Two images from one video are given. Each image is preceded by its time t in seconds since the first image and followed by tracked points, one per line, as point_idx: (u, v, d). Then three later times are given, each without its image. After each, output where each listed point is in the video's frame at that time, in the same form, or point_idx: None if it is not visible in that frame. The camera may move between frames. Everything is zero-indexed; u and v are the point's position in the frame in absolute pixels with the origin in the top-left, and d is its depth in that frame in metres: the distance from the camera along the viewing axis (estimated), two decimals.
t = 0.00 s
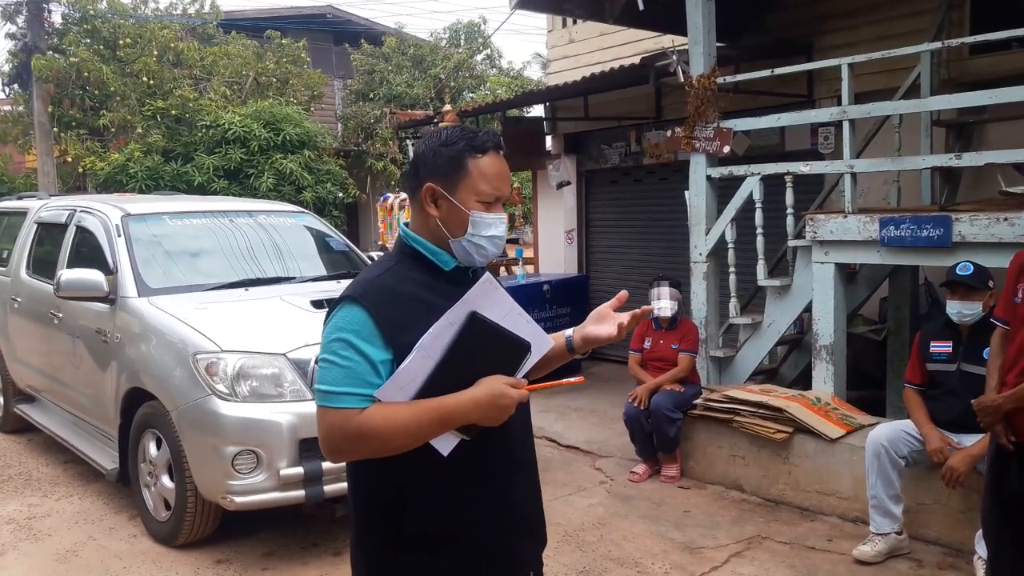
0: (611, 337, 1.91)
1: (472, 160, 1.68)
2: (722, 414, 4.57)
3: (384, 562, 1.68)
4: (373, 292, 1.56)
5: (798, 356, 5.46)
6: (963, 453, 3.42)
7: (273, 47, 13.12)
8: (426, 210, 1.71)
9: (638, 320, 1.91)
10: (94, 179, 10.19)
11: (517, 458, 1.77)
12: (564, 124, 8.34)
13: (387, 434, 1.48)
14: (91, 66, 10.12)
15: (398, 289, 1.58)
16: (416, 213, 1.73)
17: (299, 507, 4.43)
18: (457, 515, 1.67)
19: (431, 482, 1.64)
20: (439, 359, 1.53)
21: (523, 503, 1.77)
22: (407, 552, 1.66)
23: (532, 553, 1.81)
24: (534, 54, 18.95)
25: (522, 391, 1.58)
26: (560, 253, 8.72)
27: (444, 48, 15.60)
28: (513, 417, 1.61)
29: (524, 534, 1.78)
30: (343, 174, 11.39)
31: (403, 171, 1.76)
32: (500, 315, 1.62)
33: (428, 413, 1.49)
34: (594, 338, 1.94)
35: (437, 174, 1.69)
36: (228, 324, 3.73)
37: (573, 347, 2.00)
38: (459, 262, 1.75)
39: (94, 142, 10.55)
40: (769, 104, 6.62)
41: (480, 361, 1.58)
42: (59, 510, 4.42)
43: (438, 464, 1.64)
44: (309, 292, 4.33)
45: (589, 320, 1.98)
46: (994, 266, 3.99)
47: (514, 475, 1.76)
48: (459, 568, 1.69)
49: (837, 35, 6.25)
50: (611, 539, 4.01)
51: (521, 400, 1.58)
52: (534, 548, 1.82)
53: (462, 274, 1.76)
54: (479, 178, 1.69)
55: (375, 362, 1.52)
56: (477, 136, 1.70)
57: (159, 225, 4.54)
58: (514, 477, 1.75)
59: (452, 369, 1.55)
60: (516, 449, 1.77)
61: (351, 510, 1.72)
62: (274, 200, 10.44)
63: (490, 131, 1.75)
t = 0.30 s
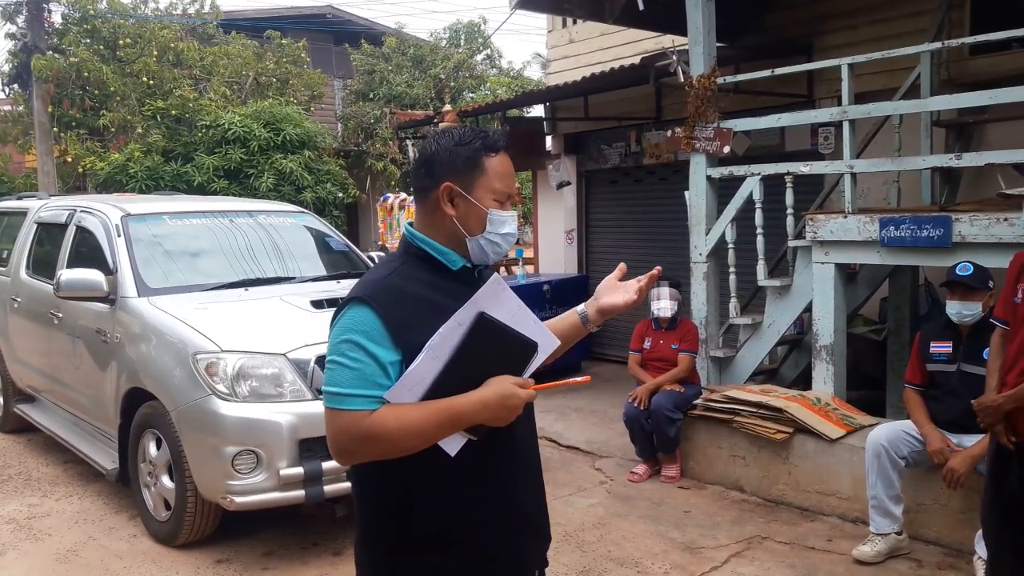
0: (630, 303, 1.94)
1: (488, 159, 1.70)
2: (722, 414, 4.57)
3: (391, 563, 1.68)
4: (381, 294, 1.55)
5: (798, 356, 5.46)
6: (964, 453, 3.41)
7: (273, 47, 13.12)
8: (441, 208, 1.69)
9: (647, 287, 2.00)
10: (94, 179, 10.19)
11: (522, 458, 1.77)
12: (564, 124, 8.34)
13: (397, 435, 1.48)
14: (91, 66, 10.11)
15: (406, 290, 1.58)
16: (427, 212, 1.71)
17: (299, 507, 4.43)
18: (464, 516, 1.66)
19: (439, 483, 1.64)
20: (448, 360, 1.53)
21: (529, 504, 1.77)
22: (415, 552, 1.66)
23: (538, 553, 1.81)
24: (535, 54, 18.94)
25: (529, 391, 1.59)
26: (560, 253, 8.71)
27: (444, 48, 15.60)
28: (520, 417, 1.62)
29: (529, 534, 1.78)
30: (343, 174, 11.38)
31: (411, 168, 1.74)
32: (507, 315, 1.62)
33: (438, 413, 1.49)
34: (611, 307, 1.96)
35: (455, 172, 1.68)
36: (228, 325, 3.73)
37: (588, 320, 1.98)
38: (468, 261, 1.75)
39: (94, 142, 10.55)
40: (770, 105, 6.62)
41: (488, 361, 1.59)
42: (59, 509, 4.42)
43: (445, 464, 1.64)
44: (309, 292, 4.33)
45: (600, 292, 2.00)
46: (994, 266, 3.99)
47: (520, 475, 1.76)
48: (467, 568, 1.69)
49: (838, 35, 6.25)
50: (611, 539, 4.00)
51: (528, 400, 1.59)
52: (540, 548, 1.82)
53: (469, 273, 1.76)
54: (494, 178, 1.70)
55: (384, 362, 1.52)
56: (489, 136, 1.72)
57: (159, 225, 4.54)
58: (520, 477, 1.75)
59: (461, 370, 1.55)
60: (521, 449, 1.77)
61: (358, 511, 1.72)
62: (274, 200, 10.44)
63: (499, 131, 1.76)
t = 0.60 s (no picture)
0: (609, 313, 1.92)
1: (492, 159, 1.70)
2: (722, 413, 4.57)
3: (394, 564, 1.67)
4: (386, 295, 1.55)
5: (797, 355, 5.46)
6: (964, 453, 3.41)
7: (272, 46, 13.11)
8: (444, 209, 1.69)
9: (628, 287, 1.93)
10: (93, 178, 10.19)
11: (524, 458, 1.77)
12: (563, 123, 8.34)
13: (404, 436, 1.47)
14: (90, 65, 10.10)
15: (410, 290, 1.58)
16: (430, 212, 1.70)
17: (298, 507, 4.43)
18: (468, 516, 1.67)
19: (444, 483, 1.64)
20: (454, 360, 1.53)
21: (531, 503, 1.78)
22: (419, 553, 1.66)
23: (540, 553, 1.81)
24: (534, 53, 18.93)
25: (534, 390, 1.60)
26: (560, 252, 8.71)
27: (443, 47, 15.60)
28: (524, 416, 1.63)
29: (532, 534, 1.78)
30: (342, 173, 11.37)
31: (414, 168, 1.73)
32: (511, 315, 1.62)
33: (445, 414, 1.49)
34: (591, 318, 1.95)
35: (460, 172, 1.67)
36: (227, 324, 3.73)
37: (572, 331, 1.99)
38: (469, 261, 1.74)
39: (93, 142, 10.53)
40: (769, 104, 6.61)
41: (493, 362, 1.59)
42: (59, 510, 4.41)
43: (449, 465, 1.64)
44: (309, 291, 4.32)
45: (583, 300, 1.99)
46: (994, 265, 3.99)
47: (523, 475, 1.76)
48: (470, 568, 1.69)
49: (837, 34, 6.24)
50: (610, 538, 4.00)
51: (533, 399, 1.59)
52: (541, 548, 1.82)
53: (470, 273, 1.76)
54: (497, 178, 1.70)
55: (390, 364, 1.51)
56: (492, 136, 1.72)
57: (158, 225, 4.54)
58: (522, 477, 1.76)
59: (466, 370, 1.55)
60: (523, 448, 1.78)
61: (360, 512, 1.71)
62: (274, 200, 10.43)
63: (501, 132, 1.76)
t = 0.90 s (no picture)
0: (606, 323, 1.91)
1: (490, 160, 1.70)
2: (722, 414, 4.57)
3: (393, 564, 1.67)
4: (384, 294, 1.55)
5: (797, 356, 5.46)
6: (964, 453, 3.42)
7: (273, 46, 13.12)
8: (442, 209, 1.69)
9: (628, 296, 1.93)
10: (94, 178, 10.19)
11: (521, 459, 1.77)
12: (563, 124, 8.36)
13: (400, 436, 1.47)
14: (91, 66, 10.09)
15: (407, 290, 1.58)
16: (428, 213, 1.70)
17: (298, 507, 4.43)
18: (467, 516, 1.67)
19: (441, 483, 1.64)
20: (450, 360, 1.53)
21: (529, 504, 1.78)
22: (417, 554, 1.66)
23: (537, 553, 1.81)
24: (534, 54, 18.94)
25: (531, 391, 1.59)
26: (560, 253, 8.72)
27: (443, 48, 15.62)
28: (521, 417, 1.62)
29: (530, 534, 1.78)
30: (342, 173, 11.37)
31: (413, 168, 1.73)
32: (509, 315, 1.62)
33: (441, 414, 1.49)
34: (589, 325, 1.94)
35: (459, 173, 1.68)
36: (227, 324, 3.73)
37: (570, 336, 1.99)
38: (467, 262, 1.74)
39: (94, 142, 10.55)
40: (769, 105, 6.62)
41: (489, 363, 1.59)
42: (59, 510, 4.41)
43: (446, 464, 1.64)
44: (309, 292, 4.32)
45: (581, 307, 1.98)
46: (993, 267, 3.99)
47: (521, 475, 1.76)
48: (468, 569, 1.69)
49: (838, 35, 6.24)
50: (610, 539, 4.00)
51: (530, 400, 1.59)
52: (539, 548, 1.82)
53: (469, 274, 1.76)
54: (495, 179, 1.70)
55: (386, 364, 1.52)
56: (490, 137, 1.72)
57: (159, 225, 4.54)
58: (520, 477, 1.76)
59: (463, 370, 1.55)
60: (521, 449, 1.78)
61: (358, 512, 1.71)
62: (274, 200, 10.43)
63: (499, 132, 1.77)
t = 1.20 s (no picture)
0: (604, 326, 1.90)
1: (484, 159, 1.70)
2: (722, 414, 4.57)
3: (390, 564, 1.67)
4: (379, 294, 1.55)
5: (797, 356, 5.47)
6: (963, 453, 3.42)
7: (273, 47, 13.12)
8: (438, 209, 1.69)
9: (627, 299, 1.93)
10: (94, 179, 10.19)
11: (519, 459, 1.77)
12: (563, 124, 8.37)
13: (396, 436, 1.47)
14: (91, 66, 10.06)
15: (402, 290, 1.58)
16: (424, 213, 1.70)
17: (298, 507, 4.43)
18: (465, 516, 1.67)
19: (439, 483, 1.64)
20: (446, 359, 1.53)
21: (527, 504, 1.78)
22: (415, 554, 1.66)
23: (536, 553, 1.81)
24: (534, 55, 18.95)
25: (527, 391, 1.59)
26: (560, 253, 8.72)
27: (443, 48, 15.63)
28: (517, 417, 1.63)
29: (528, 534, 1.78)
30: (342, 173, 11.37)
31: (407, 168, 1.73)
32: (505, 315, 1.62)
33: (436, 414, 1.49)
34: (588, 328, 1.93)
35: (453, 172, 1.68)
36: (227, 324, 3.73)
37: (569, 339, 1.98)
38: (463, 261, 1.74)
39: (94, 142, 10.55)
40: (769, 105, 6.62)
41: (485, 363, 1.59)
42: (58, 510, 4.41)
43: (443, 465, 1.64)
44: (308, 292, 4.32)
45: (580, 310, 1.98)
46: (993, 267, 3.99)
47: (519, 475, 1.76)
48: (466, 569, 1.68)
49: (838, 35, 6.24)
50: (610, 539, 4.00)
51: (526, 400, 1.59)
52: (538, 548, 1.82)
53: (466, 274, 1.76)
54: (490, 178, 1.70)
55: (382, 364, 1.52)
56: (485, 136, 1.72)
57: (159, 225, 4.54)
58: (518, 477, 1.76)
59: (458, 370, 1.56)
60: (519, 449, 1.78)
61: (355, 513, 1.71)
62: (274, 200, 10.43)
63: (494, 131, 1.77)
